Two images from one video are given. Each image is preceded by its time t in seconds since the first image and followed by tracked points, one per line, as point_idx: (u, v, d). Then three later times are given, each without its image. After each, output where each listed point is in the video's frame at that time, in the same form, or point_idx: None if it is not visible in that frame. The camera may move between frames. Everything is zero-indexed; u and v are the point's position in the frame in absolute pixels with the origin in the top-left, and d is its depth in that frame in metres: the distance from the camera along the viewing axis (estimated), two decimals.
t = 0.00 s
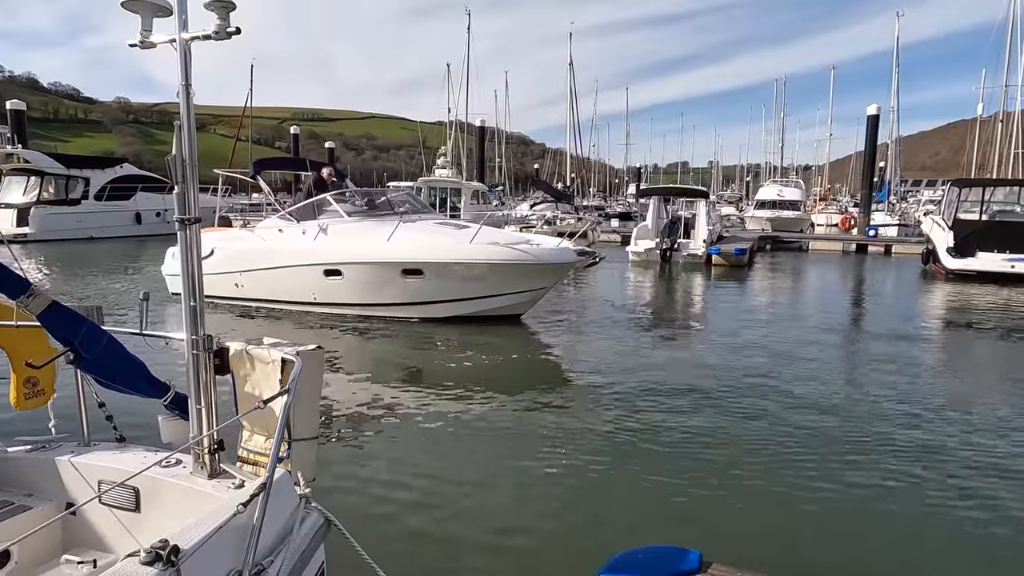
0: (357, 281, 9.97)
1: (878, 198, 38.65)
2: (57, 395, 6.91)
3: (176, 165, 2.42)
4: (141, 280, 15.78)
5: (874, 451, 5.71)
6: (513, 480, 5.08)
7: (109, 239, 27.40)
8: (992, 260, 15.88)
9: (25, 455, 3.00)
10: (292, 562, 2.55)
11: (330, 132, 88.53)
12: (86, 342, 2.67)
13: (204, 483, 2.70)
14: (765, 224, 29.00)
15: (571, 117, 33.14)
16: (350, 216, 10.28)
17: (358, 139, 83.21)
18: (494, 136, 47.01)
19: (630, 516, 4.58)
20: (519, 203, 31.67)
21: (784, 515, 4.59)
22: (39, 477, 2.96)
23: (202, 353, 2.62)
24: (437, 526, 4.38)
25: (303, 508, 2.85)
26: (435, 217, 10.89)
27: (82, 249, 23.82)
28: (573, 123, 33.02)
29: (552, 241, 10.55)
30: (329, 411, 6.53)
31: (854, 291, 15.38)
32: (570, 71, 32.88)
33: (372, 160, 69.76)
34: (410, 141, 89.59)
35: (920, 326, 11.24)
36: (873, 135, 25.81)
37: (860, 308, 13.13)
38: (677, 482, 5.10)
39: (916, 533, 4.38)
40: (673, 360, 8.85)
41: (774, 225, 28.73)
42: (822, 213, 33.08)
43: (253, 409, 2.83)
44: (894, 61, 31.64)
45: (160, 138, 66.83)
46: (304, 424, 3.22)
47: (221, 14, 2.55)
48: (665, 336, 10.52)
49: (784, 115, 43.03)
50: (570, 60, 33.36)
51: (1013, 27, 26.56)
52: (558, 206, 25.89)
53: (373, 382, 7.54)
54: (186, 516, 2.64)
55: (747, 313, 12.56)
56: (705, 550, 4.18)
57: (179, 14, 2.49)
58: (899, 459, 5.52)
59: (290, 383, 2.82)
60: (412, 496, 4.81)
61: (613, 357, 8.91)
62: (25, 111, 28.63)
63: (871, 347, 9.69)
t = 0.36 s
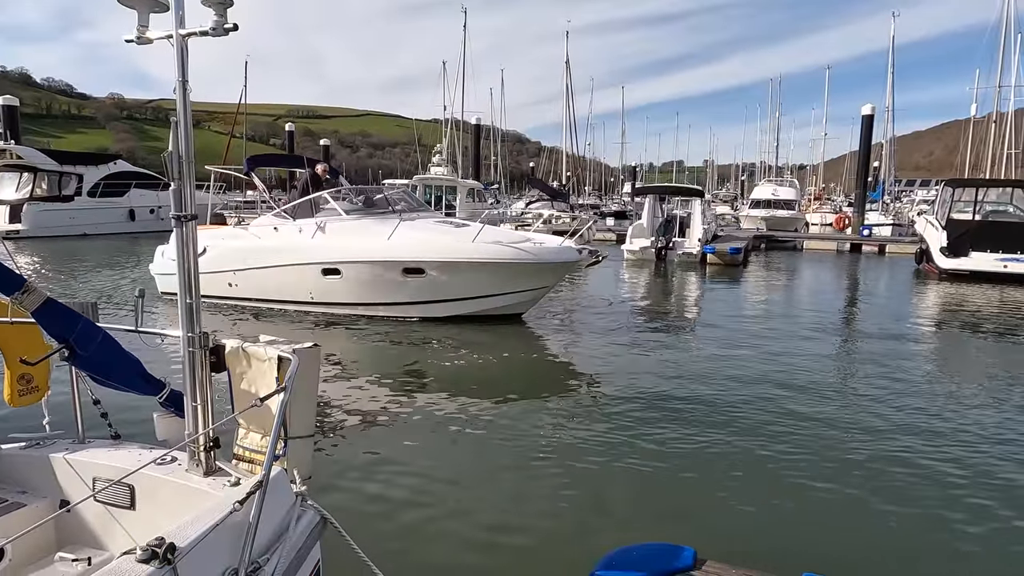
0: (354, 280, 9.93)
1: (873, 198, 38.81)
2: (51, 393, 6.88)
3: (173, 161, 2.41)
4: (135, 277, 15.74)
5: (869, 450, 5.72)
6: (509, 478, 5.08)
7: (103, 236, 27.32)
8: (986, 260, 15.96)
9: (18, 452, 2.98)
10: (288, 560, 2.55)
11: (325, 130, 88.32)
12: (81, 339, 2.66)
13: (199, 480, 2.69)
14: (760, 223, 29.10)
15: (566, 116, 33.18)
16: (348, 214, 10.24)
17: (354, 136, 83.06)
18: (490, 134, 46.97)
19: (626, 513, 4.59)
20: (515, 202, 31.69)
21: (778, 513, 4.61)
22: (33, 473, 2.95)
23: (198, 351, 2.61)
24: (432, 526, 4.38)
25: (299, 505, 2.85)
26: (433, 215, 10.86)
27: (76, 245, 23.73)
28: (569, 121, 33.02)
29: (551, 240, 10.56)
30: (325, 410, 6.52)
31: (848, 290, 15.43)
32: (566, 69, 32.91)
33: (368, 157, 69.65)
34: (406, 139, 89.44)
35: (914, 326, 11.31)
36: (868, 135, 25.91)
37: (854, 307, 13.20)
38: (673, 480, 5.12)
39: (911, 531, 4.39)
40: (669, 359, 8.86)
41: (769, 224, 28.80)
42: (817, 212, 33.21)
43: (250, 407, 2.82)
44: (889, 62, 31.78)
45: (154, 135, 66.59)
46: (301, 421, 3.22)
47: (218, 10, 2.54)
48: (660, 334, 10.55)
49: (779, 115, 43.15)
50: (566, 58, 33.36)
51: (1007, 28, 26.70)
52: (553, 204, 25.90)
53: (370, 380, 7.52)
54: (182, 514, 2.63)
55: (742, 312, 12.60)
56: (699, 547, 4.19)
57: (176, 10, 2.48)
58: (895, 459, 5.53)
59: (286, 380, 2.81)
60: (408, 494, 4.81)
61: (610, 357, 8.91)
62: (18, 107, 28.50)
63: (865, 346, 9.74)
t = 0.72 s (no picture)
0: (353, 279, 9.90)
1: (868, 198, 38.98)
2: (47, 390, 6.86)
3: (170, 158, 2.40)
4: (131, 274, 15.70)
5: (865, 448, 5.74)
6: (505, 477, 5.09)
7: (98, 232, 27.24)
8: (980, 259, 16.03)
9: (13, 450, 2.97)
10: (284, 559, 2.55)
11: (321, 127, 88.09)
12: (76, 337, 2.65)
13: (195, 478, 2.69)
14: (755, 222, 29.19)
15: (563, 114, 33.22)
16: (346, 211, 10.21)
17: (350, 133, 82.96)
18: (485, 132, 46.93)
19: (621, 511, 4.60)
20: (511, 199, 31.71)
21: (771, 511, 4.63)
22: (28, 471, 2.93)
23: (195, 348, 2.60)
24: (429, 524, 4.38)
25: (295, 504, 2.85)
26: (432, 213, 10.83)
27: (71, 241, 23.67)
28: (565, 119, 33.02)
29: (550, 239, 10.57)
30: (322, 409, 6.50)
31: (843, 289, 15.49)
32: (562, 67, 32.92)
33: (364, 155, 69.54)
34: (402, 136, 89.29)
35: (909, 325, 11.36)
36: (863, 135, 25.99)
37: (850, 306, 13.26)
38: (670, 477, 5.14)
39: (907, 529, 4.41)
40: (666, 357, 8.87)
41: (764, 223, 28.86)
42: (812, 211, 33.30)
43: (247, 405, 2.82)
44: (885, 61, 31.91)
45: (149, 131, 66.38)
46: (297, 420, 3.21)
47: (216, 7, 2.53)
48: (656, 332, 10.57)
49: (774, 114, 43.26)
50: (563, 56, 33.35)
51: (1002, 29, 26.82)
52: (550, 202, 25.93)
53: (367, 379, 7.51)
54: (178, 512, 2.63)
55: (739, 310, 12.63)
56: (695, 544, 4.21)
57: (174, 7, 2.47)
58: (890, 457, 5.56)
59: (283, 378, 2.80)
60: (404, 492, 4.82)
61: (607, 355, 8.92)
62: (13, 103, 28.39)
63: (861, 345, 9.78)
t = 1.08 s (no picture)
0: (351, 277, 9.87)
1: (863, 197, 39.07)
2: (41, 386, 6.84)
3: (165, 155, 2.39)
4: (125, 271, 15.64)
5: (860, 447, 5.76)
6: (500, 475, 5.10)
7: (93, 228, 27.14)
8: (974, 259, 16.09)
9: (7, 446, 2.96)
10: (279, 556, 2.55)
11: (317, 123, 87.92)
12: (72, 333, 2.63)
13: (190, 476, 2.68)
14: (751, 221, 29.24)
15: (560, 112, 33.18)
16: (346, 208, 10.22)
17: (346, 130, 82.77)
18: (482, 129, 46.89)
19: (616, 509, 4.62)
20: (508, 197, 31.69)
21: (766, 509, 4.64)
22: (21, 468, 2.93)
23: (190, 346, 2.59)
24: (426, 521, 4.38)
25: (291, 501, 2.86)
26: (430, 211, 10.84)
27: (65, 238, 23.57)
28: (562, 117, 33.01)
29: (550, 238, 10.57)
30: (319, 406, 6.49)
31: (839, 288, 15.53)
32: (559, 65, 32.88)
33: (361, 152, 69.36)
34: (399, 133, 89.17)
35: (903, 324, 11.41)
36: (859, 134, 26.04)
37: (845, 305, 13.30)
38: (665, 475, 5.16)
39: (901, 527, 4.44)
40: (662, 355, 8.89)
41: (761, 222, 28.93)
42: (808, 211, 33.37)
43: (242, 402, 2.81)
44: (881, 61, 31.95)
45: (145, 127, 66.08)
46: (293, 417, 3.21)
47: (213, 4, 2.52)
48: (652, 331, 10.59)
49: (771, 113, 43.30)
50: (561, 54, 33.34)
51: (998, 30, 26.91)
52: (546, 200, 25.93)
53: (363, 377, 7.50)
54: (173, 509, 2.62)
55: (734, 309, 12.66)
56: (690, 541, 4.23)
57: (171, 3, 2.46)
58: (886, 456, 5.58)
59: (279, 376, 2.80)
60: (399, 489, 4.82)
61: (604, 353, 8.93)
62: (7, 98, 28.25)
63: (856, 344, 9.81)
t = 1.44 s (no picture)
0: (352, 275, 9.85)
1: (861, 196, 39.16)
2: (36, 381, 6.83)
3: (161, 151, 2.38)
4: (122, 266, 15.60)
5: (855, 445, 5.79)
6: (496, 472, 5.11)
7: (89, 224, 27.07)
8: (970, 258, 16.21)
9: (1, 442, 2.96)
10: (273, 552, 2.55)
11: (315, 119, 87.73)
12: (66, 329, 2.63)
13: (185, 472, 2.68)
14: (748, 219, 29.30)
15: (558, 109, 33.16)
16: (346, 205, 10.18)
17: (344, 127, 82.61)
18: (480, 126, 46.86)
19: (611, 506, 4.63)
20: (505, 195, 31.70)
21: (760, 507, 4.66)
22: (17, 464, 2.92)
23: (185, 342, 2.59)
24: (422, 518, 4.39)
25: (286, 497, 2.86)
26: (430, 208, 10.82)
27: (60, 233, 23.51)
28: (560, 114, 33.00)
29: (552, 235, 10.57)
30: (318, 405, 6.47)
31: (835, 287, 15.58)
32: (557, 62, 32.86)
33: (358, 148, 69.28)
34: (396, 130, 89.05)
35: (899, 323, 11.46)
36: (857, 133, 26.09)
37: (841, 304, 13.35)
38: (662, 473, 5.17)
39: (894, 525, 4.47)
40: (659, 354, 8.90)
41: (757, 220, 28.97)
42: (805, 210, 33.45)
43: (238, 398, 2.81)
44: (879, 60, 32.01)
45: (141, 122, 65.90)
46: (288, 413, 3.21)
47: None
48: (650, 328, 10.62)
49: (769, 111, 43.35)
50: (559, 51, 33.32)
51: (995, 30, 26.99)
52: (544, 198, 25.93)
53: (361, 375, 7.50)
54: (168, 505, 2.62)
55: (731, 307, 12.69)
56: (684, 538, 4.25)
57: None
58: (882, 454, 5.60)
59: (274, 372, 2.80)
60: (396, 486, 4.83)
61: (602, 351, 8.95)
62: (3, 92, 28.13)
63: (851, 343, 9.85)
